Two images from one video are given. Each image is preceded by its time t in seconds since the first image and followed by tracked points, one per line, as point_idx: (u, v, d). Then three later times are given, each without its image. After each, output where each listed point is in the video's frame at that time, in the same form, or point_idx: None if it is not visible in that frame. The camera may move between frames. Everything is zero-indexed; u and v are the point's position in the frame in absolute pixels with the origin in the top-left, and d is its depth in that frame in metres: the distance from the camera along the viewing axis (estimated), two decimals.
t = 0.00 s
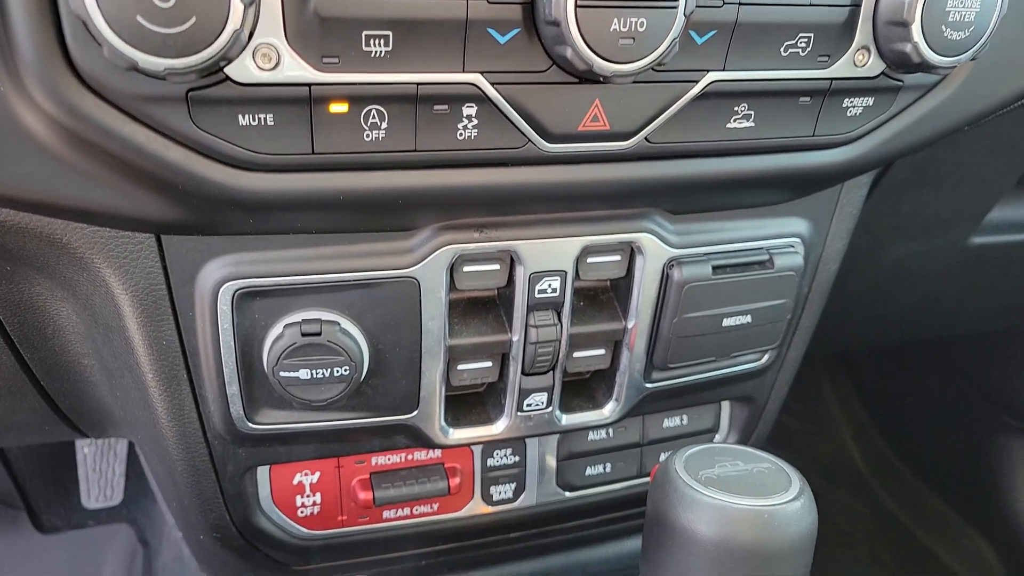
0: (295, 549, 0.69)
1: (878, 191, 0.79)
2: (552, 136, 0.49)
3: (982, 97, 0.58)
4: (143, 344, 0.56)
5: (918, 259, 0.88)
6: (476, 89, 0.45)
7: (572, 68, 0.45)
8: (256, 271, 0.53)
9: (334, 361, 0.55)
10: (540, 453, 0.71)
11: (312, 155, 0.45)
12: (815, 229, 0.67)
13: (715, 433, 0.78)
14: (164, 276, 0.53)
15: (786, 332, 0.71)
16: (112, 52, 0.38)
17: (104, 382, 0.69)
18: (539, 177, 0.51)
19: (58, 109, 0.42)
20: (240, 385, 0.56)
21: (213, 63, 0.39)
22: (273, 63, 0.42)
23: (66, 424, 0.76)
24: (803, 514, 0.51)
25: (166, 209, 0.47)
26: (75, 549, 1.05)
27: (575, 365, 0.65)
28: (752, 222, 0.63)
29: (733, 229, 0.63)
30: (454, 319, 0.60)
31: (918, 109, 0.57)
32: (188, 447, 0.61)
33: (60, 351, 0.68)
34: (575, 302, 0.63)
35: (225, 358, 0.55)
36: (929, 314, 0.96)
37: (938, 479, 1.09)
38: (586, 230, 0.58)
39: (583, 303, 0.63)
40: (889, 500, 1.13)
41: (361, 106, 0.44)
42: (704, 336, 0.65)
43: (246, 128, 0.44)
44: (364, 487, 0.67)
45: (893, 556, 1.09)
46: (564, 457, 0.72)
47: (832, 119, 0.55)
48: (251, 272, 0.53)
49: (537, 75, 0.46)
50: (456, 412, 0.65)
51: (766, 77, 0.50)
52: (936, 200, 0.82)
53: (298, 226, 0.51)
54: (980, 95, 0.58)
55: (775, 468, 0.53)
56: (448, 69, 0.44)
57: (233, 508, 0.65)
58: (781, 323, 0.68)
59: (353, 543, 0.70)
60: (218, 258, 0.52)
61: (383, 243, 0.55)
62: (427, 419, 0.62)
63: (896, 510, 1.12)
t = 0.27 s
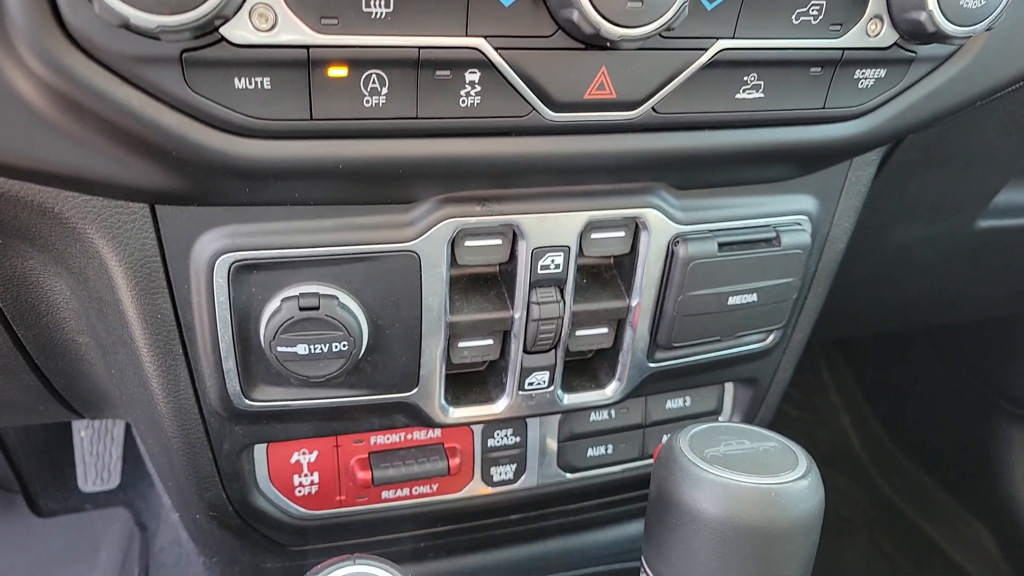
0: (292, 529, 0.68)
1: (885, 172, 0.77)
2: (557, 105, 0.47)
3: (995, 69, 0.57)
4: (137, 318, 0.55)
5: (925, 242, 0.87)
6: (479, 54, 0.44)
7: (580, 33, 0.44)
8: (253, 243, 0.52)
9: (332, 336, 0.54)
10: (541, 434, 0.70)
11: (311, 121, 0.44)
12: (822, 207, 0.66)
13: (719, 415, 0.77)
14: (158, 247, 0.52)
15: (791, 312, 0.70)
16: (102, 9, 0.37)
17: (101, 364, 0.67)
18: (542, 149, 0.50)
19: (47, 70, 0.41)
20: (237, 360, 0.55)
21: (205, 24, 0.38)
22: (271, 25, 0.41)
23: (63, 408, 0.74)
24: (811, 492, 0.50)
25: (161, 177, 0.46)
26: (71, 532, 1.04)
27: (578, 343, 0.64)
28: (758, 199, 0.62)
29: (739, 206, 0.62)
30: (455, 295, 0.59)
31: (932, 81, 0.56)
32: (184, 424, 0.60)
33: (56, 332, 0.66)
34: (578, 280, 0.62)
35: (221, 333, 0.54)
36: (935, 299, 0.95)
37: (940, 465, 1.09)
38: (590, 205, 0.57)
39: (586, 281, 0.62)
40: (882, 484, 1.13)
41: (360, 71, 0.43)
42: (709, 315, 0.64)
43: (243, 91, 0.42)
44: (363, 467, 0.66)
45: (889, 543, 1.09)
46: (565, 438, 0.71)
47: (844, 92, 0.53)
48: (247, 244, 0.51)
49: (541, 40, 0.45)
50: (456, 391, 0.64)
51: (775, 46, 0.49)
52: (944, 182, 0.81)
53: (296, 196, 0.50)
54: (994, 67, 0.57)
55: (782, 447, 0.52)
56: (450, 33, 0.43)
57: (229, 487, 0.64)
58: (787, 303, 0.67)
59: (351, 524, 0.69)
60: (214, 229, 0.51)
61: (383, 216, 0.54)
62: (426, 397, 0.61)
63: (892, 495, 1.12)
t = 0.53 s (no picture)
0: (291, 510, 0.68)
1: (889, 153, 0.76)
2: (560, 76, 0.47)
3: (1006, 45, 0.56)
4: (133, 294, 0.55)
5: (928, 226, 0.86)
6: (483, 24, 0.44)
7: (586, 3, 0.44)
8: (251, 217, 0.51)
9: (332, 313, 0.54)
10: (542, 416, 0.69)
11: (310, 91, 0.43)
12: (827, 186, 0.65)
13: (721, 397, 0.76)
14: (154, 222, 0.51)
15: (795, 293, 0.69)
16: None
17: (98, 344, 0.66)
18: (545, 122, 0.49)
19: (40, 36, 0.40)
20: (235, 338, 0.55)
21: None
22: None
23: (59, 389, 0.73)
24: (815, 471, 0.49)
25: (156, 149, 0.45)
26: (70, 517, 1.03)
27: (579, 324, 0.63)
28: (763, 178, 0.62)
29: (744, 184, 0.61)
30: (455, 273, 0.58)
31: (943, 57, 0.55)
32: (181, 402, 0.60)
33: (52, 310, 0.65)
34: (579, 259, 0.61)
35: (218, 310, 0.54)
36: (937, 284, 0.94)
37: (940, 451, 1.08)
38: (593, 181, 0.56)
39: (588, 260, 0.62)
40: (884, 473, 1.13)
41: (360, 39, 0.42)
42: (712, 295, 0.63)
43: (240, 59, 0.42)
44: (362, 447, 0.65)
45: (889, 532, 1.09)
46: (566, 420, 0.70)
47: (852, 67, 0.53)
48: (245, 219, 0.51)
49: (545, 10, 0.44)
50: (456, 371, 0.63)
51: (784, 19, 0.48)
52: (949, 164, 0.79)
53: (295, 170, 0.49)
54: (1006, 43, 0.56)
55: (786, 426, 0.52)
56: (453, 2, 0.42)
57: (227, 467, 0.63)
58: (791, 283, 0.67)
59: (350, 505, 0.68)
60: (211, 204, 0.50)
61: (383, 192, 0.53)
62: (426, 376, 0.60)
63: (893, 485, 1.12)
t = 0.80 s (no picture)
0: (290, 490, 0.67)
1: (893, 134, 0.76)
2: (563, 49, 0.46)
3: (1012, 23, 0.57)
4: (129, 271, 0.54)
5: (932, 208, 0.85)
6: None
7: None
8: (249, 193, 0.50)
9: (331, 291, 0.53)
10: (542, 397, 0.69)
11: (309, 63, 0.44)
12: (832, 165, 0.64)
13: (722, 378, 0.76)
14: (150, 197, 0.51)
15: (798, 273, 0.69)
16: None
17: (96, 324, 0.65)
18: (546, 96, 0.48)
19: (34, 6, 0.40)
20: (232, 316, 0.54)
21: None
22: None
23: (57, 370, 0.72)
24: (818, 452, 0.49)
25: (153, 121, 0.45)
26: (70, 500, 1.03)
27: (579, 304, 0.62)
28: (768, 157, 0.61)
29: (747, 163, 0.60)
30: (455, 253, 0.58)
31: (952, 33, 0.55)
32: (178, 382, 0.59)
33: (48, 289, 0.64)
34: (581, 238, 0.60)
35: (216, 288, 0.53)
36: (940, 268, 0.93)
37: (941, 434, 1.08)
38: (595, 159, 0.55)
39: (590, 240, 0.61)
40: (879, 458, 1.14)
41: (360, 9, 0.42)
42: (714, 275, 0.63)
43: (238, 29, 0.42)
44: (361, 428, 0.65)
45: (884, 517, 1.08)
46: (566, 401, 0.70)
47: (860, 43, 0.53)
48: (242, 195, 0.50)
49: None
50: (456, 351, 0.63)
51: None
52: (954, 145, 0.78)
53: (293, 145, 0.49)
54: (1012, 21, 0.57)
55: (789, 406, 0.51)
56: None
57: (226, 447, 0.63)
58: (794, 264, 0.66)
59: (349, 486, 0.68)
60: (208, 179, 0.50)
61: (383, 168, 0.52)
62: (426, 356, 0.60)
63: (892, 472, 1.12)
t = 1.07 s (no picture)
0: (290, 472, 0.67)
1: (899, 113, 0.75)
2: (567, 23, 0.46)
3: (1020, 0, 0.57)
4: (126, 250, 0.54)
5: (937, 190, 0.84)
6: None
7: None
8: (246, 170, 0.49)
9: (330, 271, 0.52)
10: (543, 379, 0.68)
11: (305, 37, 0.43)
12: (838, 144, 0.64)
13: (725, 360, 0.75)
14: (146, 174, 0.50)
15: (803, 254, 0.68)
16: None
17: (93, 306, 0.65)
18: (549, 70, 0.48)
19: None
20: (231, 295, 0.54)
21: None
22: None
23: (55, 351, 0.72)
24: (823, 433, 0.48)
25: (148, 95, 0.45)
26: (70, 483, 1.03)
27: (582, 285, 0.61)
28: (772, 135, 0.60)
29: (752, 141, 0.59)
30: (456, 232, 0.57)
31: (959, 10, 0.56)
32: (176, 362, 0.59)
33: (44, 270, 0.63)
34: (583, 218, 0.59)
35: (213, 266, 0.52)
36: (944, 250, 0.92)
37: (942, 417, 1.08)
38: (598, 136, 0.54)
39: (592, 220, 0.60)
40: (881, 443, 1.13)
41: None
42: (718, 256, 0.62)
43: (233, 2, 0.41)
44: (360, 410, 0.64)
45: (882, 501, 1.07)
46: (567, 383, 0.69)
47: (871, 19, 0.53)
48: (240, 172, 0.49)
49: None
50: (457, 332, 0.62)
51: None
52: (961, 125, 0.77)
53: (291, 121, 0.48)
54: None
55: (793, 387, 0.51)
56: None
57: (224, 428, 0.63)
58: (799, 244, 0.66)
59: (350, 468, 0.68)
60: (205, 156, 0.49)
61: (383, 145, 0.51)
62: (426, 337, 0.59)
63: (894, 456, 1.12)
